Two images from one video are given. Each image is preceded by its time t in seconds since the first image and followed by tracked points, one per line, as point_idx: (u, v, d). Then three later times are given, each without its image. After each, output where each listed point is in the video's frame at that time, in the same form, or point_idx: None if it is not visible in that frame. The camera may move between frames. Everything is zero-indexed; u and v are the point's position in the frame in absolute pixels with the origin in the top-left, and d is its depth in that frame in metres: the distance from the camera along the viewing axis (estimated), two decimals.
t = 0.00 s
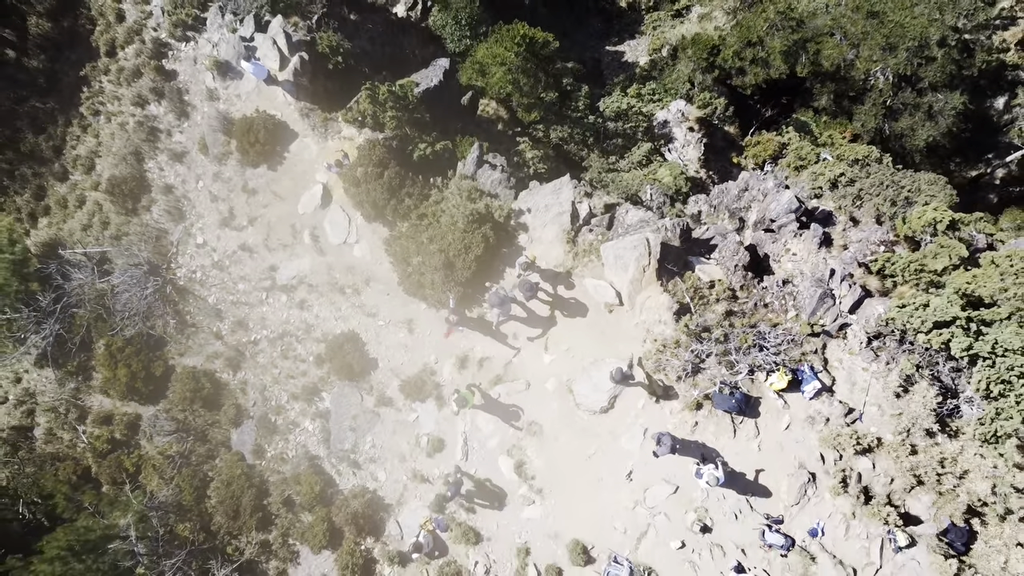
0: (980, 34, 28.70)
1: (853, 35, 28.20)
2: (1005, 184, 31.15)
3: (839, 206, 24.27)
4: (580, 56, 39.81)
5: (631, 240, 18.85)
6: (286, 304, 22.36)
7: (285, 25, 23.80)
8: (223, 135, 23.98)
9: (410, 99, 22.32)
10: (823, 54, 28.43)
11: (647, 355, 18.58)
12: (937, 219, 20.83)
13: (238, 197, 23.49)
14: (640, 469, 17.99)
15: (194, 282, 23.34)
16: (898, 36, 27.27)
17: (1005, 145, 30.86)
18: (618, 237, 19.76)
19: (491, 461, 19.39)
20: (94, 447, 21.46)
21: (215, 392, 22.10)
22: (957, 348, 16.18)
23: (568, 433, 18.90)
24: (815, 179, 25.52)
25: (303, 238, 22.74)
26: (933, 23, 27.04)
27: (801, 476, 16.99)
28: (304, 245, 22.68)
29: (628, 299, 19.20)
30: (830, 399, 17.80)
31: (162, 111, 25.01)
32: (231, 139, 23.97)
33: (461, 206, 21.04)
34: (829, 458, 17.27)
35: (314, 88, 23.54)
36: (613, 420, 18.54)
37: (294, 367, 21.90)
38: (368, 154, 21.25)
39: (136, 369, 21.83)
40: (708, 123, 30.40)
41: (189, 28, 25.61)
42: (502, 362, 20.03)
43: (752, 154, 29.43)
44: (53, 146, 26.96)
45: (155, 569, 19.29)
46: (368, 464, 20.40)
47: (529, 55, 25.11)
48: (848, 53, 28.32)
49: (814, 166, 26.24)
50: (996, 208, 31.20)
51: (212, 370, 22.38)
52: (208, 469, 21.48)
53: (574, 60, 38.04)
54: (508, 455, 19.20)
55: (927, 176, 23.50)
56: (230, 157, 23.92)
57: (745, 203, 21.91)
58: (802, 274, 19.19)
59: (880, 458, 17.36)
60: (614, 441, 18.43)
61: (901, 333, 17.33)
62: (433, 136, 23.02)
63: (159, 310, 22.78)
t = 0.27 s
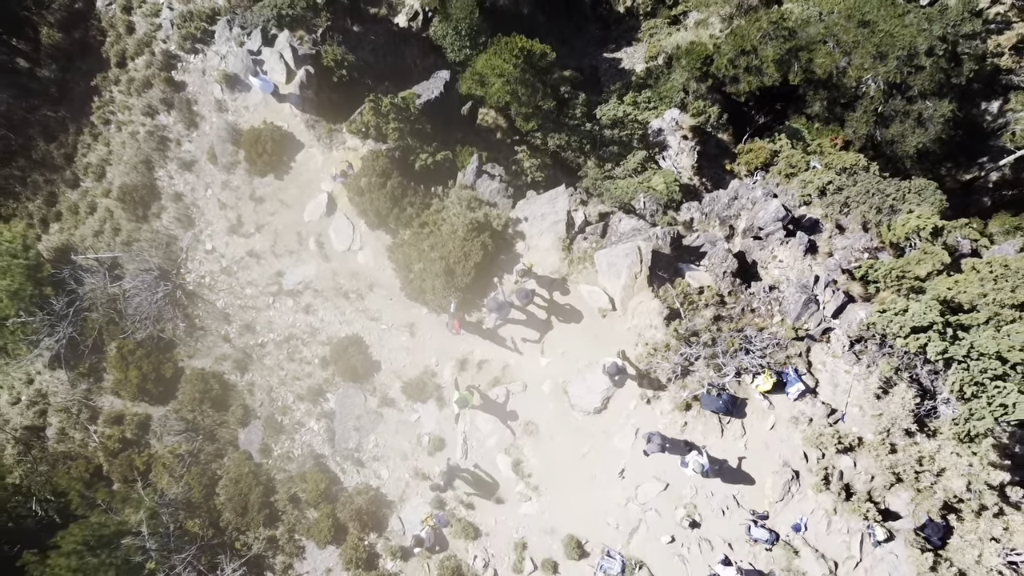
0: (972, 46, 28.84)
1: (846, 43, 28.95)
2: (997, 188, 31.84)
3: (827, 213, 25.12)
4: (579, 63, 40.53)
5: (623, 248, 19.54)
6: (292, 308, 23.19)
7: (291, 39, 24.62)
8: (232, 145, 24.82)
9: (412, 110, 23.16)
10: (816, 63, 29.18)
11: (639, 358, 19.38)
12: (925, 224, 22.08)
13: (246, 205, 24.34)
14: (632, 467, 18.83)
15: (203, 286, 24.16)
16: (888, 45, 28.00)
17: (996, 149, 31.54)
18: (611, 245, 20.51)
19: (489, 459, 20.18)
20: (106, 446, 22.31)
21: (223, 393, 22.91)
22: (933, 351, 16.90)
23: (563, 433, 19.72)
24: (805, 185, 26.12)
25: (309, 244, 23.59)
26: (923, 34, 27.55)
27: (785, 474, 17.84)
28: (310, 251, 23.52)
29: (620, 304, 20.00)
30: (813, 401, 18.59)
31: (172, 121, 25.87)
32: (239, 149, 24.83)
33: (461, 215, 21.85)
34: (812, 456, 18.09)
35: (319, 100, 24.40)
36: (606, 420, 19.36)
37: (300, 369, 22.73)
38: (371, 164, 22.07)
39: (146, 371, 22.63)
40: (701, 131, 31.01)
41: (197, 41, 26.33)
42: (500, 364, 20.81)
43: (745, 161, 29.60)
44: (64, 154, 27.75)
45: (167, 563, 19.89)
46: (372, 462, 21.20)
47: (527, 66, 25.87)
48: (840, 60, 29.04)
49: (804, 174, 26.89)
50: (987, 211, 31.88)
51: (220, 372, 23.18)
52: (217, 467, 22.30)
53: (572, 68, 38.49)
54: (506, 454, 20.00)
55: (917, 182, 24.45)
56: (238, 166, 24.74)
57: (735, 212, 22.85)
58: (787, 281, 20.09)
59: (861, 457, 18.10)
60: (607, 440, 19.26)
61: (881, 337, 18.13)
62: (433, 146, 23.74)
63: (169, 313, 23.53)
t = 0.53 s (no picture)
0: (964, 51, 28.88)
1: (838, 50, 29.75)
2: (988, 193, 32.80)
3: (815, 220, 26.06)
4: (576, 69, 41.31)
5: (616, 255, 20.29)
6: (297, 311, 23.98)
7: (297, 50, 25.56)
8: (239, 154, 25.65)
9: (413, 121, 24.02)
10: (808, 71, 29.91)
11: (631, 360, 20.18)
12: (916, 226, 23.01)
13: (253, 212, 25.16)
14: (624, 465, 19.62)
15: (211, 290, 24.94)
16: (879, 53, 28.43)
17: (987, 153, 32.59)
18: (604, 252, 21.35)
19: (487, 458, 20.95)
20: (116, 445, 23.15)
21: (230, 393, 23.67)
22: (912, 355, 17.58)
23: (558, 432, 20.51)
24: (795, 192, 26.96)
25: (314, 250, 24.40)
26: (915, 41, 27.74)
27: (771, 471, 18.65)
28: (315, 257, 24.33)
29: (614, 309, 20.81)
30: (798, 401, 19.40)
31: (180, 130, 26.69)
32: (245, 158, 25.65)
33: (461, 223, 22.72)
34: (797, 455, 18.87)
35: (323, 111, 25.13)
36: (600, 420, 20.15)
37: (305, 370, 23.53)
38: (374, 173, 22.88)
39: (155, 372, 23.34)
40: (695, 139, 32.60)
41: (205, 53, 27.21)
42: (498, 366, 21.57)
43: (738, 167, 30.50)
44: (75, 161, 28.58)
45: (175, 560, 20.73)
46: (374, 460, 21.98)
47: (524, 77, 26.64)
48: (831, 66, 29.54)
49: (795, 180, 27.58)
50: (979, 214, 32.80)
51: (227, 373, 23.93)
52: (224, 466, 23.03)
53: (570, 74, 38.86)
54: (504, 452, 20.78)
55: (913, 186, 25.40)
56: (245, 175, 25.58)
57: (725, 219, 23.59)
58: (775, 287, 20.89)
59: (844, 456, 18.89)
60: (600, 439, 20.06)
61: (864, 341, 18.82)
62: (433, 154, 24.37)
63: (178, 316, 24.30)
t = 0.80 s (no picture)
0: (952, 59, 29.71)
1: (831, 57, 30.48)
2: (983, 194, 34.52)
3: (805, 225, 26.81)
4: (575, 75, 42.13)
5: (610, 261, 21.09)
6: (302, 314, 24.72)
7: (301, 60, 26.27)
8: (246, 161, 26.38)
9: (415, 129, 24.64)
10: (801, 78, 30.62)
11: (625, 362, 20.90)
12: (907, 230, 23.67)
13: (259, 218, 25.95)
14: (618, 463, 20.37)
15: (218, 293, 25.68)
16: (869, 60, 29.21)
17: (981, 155, 34.26)
18: (599, 258, 22.17)
19: (486, 456, 21.70)
20: (126, 443, 23.99)
21: (237, 393, 24.38)
22: (892, 356, 18.38)
23: (555, 431, 21.26)
24: (785, 198, 27.81)
25: (319, 256, 25.13)
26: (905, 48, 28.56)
27: (758, 468, 19.43)
28: (320, 262, 25.07)
29: (608, 312, 21.56)
30: (785, 401, 20.12)
31: (188, 137, 27.47)
32: (252, 166, 26.36)
33: (461, 230, 23.51)
34: (784, 453, 19.62)
35: (327, 120, 25.86)
36: (594, 419, 20.91)
37: (310, 371, 24.29)
38: (376, 181, 23.77)
39: (165, 373, 24.07)
40: (690, 144, 32.67)
41: (212, 62, 28.02)
42: (497, 367, 22.29)
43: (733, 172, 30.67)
44: (85, 167, 29.36)
45: (185, 553, 21.57)
46: (377, 458, 22.73)
47: (523, 85, 27.41)
48: (824, 73, 30.33)
49: (786, 187, 28.35)
50: (973, 215, 34.33)
51: (234, 374, 24.69)
52: (230, 464, 23.74)
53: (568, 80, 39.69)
54: (502, 451, 21.53)
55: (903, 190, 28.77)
56: (252, 182, 26.34)
57: (717, 224, 24.32)
58: (764, 291, 21.76)
59: (829, 454, 19.63)
60: (595, 438, 20.79)
61: (848, 343, 19.59)
62: (434, 162, 25.14)
63: (186, 319, 24.97)
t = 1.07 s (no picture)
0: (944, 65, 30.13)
1: (826, 63, 31.09)
2: (978, 196, 35.44)
3: (797, 229, 27.55)
4: (574, 79, 42.74)
5: (605, 266, 21.66)
6: (305, 317, 25.30)
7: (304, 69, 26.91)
8: (250, 168, 26.96)
9: (415, 135, 25.07)
10: (796, 83, 31.14)
11: (619, 364, 21.48)
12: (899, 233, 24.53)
13: (263, 223, 26.49)
14: (613, 462, 20.95)
15: (223, 296, 26.28)
16: (863, 66, 29.74)
17: (976, 158, 35.39)
18: (595, 263, 22.62)
19: (485, 455, 22.27)
20: (132, 443, 24.63)
21: (241, 394, 24.97)
22: (879, 358, 18.99)
23: (551, 431, 21.84)
24: (779, 204, 28.33)
25: (322, 260, 25.70)
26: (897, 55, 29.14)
27: (749, 467, 20.00)
28: (322, 266, 25.64)
29: (603, 315, 22.14)
30: (775, 402, 20.71)
31: (193, 144, 28.08)
32: (256, 172, 26.95)
33: (461, 236, 24.08)
34: (774, 452, 20.19)
35: (330, 127, 26.52)
36: (590, 419, 21.48)
37: (313, 372, 24.87)
38: (378, 187, 24.37)
39: (171, 375, 24.71)
40: (686, 151, 33.29)
41: (217, 70, 28.63)
42: (495, 369, 22.85)
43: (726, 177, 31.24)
44: (91, 172, 29.93)
45: (191, 550, 22.00)
46: (379, 457, 23.31)
47: (522, 93, 27.83)
48: (819, 78, 30.88)
49: (779, 192, 28.84)
50: (969, 216, 35.18)
51: (239, 375, 25.28)
52: (235, 463, 24.32)
53: (567, 85, 40.31)
54: (501, 450, 22.11)
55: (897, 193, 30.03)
56: (255, 188, 26.90)
57: (710, 229, 24.90)
58: (755, 294, 22.30)
59: (818, 453, 20.19)
60: (591, 438, 21.37)
61: (837, 345, 20.18)
62: (434, 168, 25.74)
63: (191, 321, 25.56)
